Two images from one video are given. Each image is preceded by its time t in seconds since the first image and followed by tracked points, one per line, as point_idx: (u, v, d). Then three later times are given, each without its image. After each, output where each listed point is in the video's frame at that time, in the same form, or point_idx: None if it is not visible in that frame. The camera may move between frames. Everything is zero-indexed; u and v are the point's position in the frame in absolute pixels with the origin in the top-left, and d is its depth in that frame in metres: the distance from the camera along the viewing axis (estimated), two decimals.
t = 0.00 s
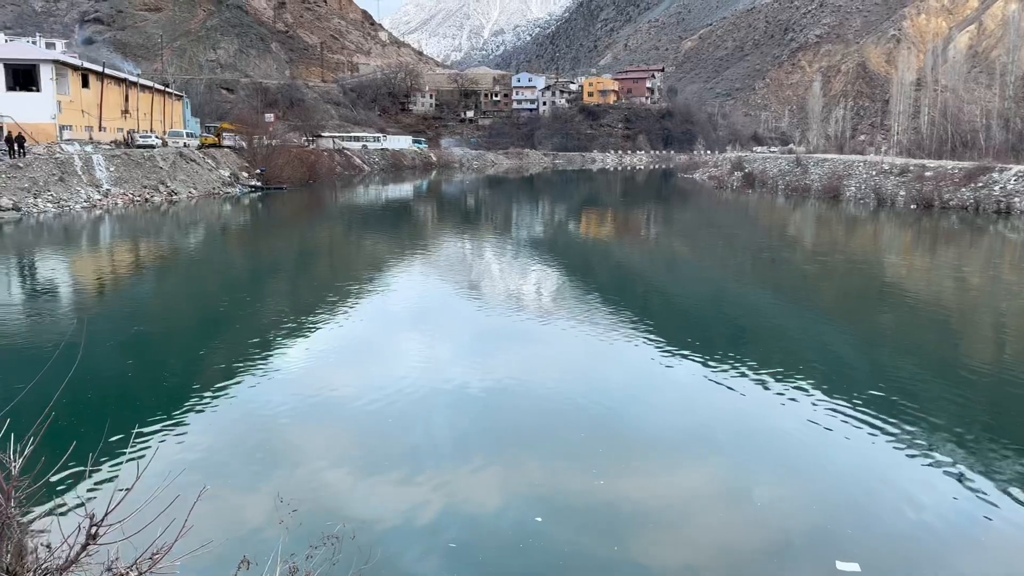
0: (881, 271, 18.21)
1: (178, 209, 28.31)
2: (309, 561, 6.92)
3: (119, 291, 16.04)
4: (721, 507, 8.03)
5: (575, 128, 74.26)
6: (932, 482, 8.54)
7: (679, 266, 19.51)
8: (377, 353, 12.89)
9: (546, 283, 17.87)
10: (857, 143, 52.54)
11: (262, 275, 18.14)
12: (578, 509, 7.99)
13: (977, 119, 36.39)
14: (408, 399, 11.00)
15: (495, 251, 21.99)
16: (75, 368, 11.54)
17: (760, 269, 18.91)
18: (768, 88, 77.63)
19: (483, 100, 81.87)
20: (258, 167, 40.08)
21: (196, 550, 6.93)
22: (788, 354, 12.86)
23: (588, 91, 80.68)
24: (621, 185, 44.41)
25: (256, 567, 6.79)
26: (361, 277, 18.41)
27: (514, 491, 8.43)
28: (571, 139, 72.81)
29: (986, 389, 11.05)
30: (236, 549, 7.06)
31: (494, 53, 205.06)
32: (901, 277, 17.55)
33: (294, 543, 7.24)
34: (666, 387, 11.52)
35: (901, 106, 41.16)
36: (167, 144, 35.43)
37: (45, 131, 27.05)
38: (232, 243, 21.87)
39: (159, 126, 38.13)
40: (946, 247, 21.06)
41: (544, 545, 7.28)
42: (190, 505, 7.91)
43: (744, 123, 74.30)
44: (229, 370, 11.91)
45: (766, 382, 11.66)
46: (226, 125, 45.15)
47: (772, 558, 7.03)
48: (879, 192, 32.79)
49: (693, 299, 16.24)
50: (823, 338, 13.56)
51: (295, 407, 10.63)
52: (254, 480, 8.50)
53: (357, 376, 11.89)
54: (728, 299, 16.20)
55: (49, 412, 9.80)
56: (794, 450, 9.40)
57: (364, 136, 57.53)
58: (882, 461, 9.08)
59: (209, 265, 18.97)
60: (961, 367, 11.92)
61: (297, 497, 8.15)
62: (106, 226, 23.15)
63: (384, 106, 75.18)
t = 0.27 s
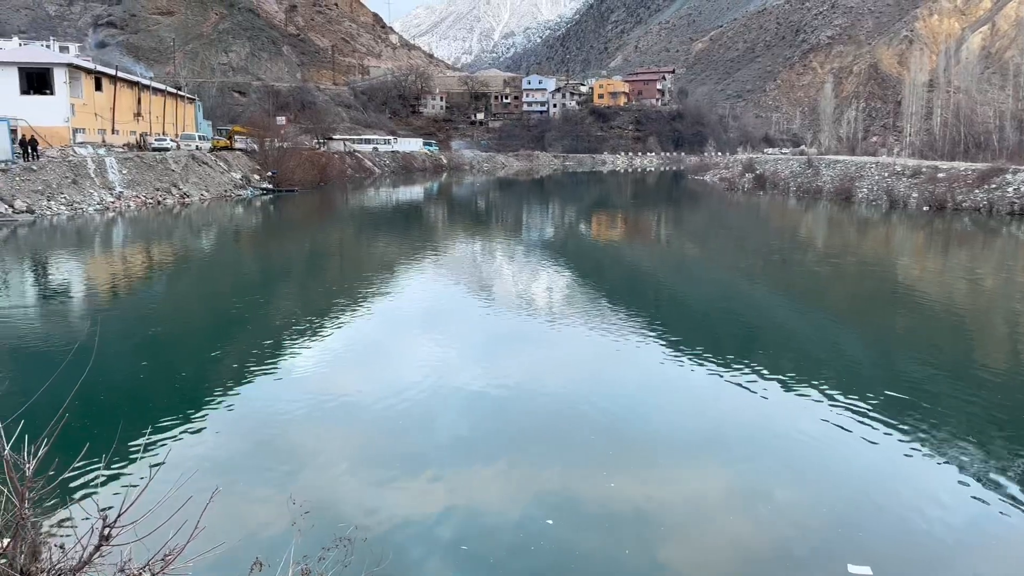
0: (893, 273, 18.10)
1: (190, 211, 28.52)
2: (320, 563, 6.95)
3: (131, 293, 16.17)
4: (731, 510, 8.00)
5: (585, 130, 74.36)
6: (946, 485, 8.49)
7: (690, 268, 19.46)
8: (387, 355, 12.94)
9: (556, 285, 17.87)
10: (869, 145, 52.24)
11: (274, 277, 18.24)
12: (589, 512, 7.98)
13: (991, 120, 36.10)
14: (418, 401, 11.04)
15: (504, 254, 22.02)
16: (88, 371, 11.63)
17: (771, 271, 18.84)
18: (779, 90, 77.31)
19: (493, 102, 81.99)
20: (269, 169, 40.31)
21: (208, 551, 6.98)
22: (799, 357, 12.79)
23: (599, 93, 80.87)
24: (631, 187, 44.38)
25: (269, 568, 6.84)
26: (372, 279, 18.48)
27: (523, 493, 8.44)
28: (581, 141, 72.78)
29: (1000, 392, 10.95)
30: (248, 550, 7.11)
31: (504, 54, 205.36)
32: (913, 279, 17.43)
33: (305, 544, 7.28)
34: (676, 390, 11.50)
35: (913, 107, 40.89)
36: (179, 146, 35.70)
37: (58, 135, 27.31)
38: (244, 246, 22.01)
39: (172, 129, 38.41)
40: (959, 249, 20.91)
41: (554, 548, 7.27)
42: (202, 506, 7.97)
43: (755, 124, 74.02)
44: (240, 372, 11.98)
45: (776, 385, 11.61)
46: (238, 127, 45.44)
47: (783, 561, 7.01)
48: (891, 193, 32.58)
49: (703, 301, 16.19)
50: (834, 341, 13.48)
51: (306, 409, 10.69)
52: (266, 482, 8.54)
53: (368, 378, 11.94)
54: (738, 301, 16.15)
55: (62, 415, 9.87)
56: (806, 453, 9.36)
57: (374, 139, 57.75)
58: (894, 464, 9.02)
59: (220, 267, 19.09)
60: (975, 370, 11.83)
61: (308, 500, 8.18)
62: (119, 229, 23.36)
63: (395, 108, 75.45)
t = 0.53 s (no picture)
0: (900, 274, 18.03)
1: (196, 213, 28.65)
2: (327, 564, 6.96)
3: (138, 295, 16.24)
4: (738, 512, 7.98)
5: (591, 131, 74.78)
6: (954, 488, 8.44)
7: (696, 269, 19.43)
8: (393, 356, 12.96)
9: (561, 287, 17.87)
10: (875, 146, 52.09)
11: (280, 279, 18.30)
12: (595, 514, 7.96)
13: (998, 121, 35.97)
14: (424, 402, 11.05)
15: (510, 255, 22.03)
16: (95, 372, 11.70)
17: (778, 273, 18.79)
18: (785, 91, 77.16)
19: (499, 104, 82.07)
20: (275, 171, 40.44)
21: (215, 552, 7.00)
22: (806, 358, 12.76)
23: (604, 94, 81.67)
24: (637, 188, 44.38)
25: (277, 569, 6.85)
26: (377, 281, 18.51)
27: (529, 495, 8.43)
28: (587, 143, 72.78)
29: (1007, 393, 10.92)
30: (255, 551, 7.13)
31: (510, 56, 205.74)
32: (920, 280, 17.37)
33: (312, 546, 7.30)
34: (682, 391, 11.48)
35: (920, 108, 40.76)
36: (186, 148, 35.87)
37: (66, 137, 27.43)
38: (250, 247, 22.07)
39: (179, 131, 38.59)
40: (966, 250, 20.85)
41: (560, 549, 7.28)
42: (209, 508, 8.00)
43: (761, 125, 73.90)
44: (247, 374, 12.01)
45: (783, 387, 11.57)
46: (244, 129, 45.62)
47: (790, 564, 6.98)
48: (898, 194, 32.47)
49: (708, 303, 16.16)
50: (841, 342, 13.44)
51: (312, 410, 10.71)
52: (272, 483, 8.56)
53: (374, 379, 11.96)
54: (744, 302, 16.11)
55: (70, 416, 9.94)
56: (813, 455, 9.32)
57: (380, 141, 57.88)
58: (902, 466, 8.98)
59: (227, 269, 19.15)
60: (982, 371, 11.78)
61: (315, 501, 8.20)
62: (126, 231, 23.49)
63: (400, 110, 75.61)
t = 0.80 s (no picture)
0: (902, 275, 18.01)
1: (198, 215, 28.68)
2: (329, 565, 6.98)
3: (140, 296, 16.27)
4: (739, 513, 7.99)
5: (592, 132, 74.76)
6: (956, 488, 8.44)
7: (698, 270, 19.40)
8: (395, 357, 12.97)
9: (563, 288, 17.88)
10: (877, 146, 52.02)
11: (282, 281, 18.30)
12: (597, 514, 7.97)
13: (1000, 121, 35.91)
14: (427, 403, 11.07)
15: (512, 256, 22.04)
16: (98, 374, 11.70)
17: (780, 273, 18.75)
18: (787, 91, 77.12)
19: (500, 105, 82.11)
20: (277, 173, 40.48)
21: (218, 553, 7.03)
22: (809, 359, 12.74)
23: (606, 95, 81.74)
24: (639, 189, 44.38)
25: (279, 570, 6.87)
26: (379, 282, 18.53)
27: (531, 495, 8.44)
28: (588, 144, 72.80)
29: (1010, 394, 10.90)
30: (257, 552, 7.15)
31: (512, 58, 205.95)
32: (923, 281, 17.33)
33: (315, 546, 7.31)
34: (684, 392, 11.48)
35: (922, 108, 40.72)
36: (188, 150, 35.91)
37: (68, 139, 27.45)
38: (252, 249, 22.08)
39: (181, 133, 38.64)
40: (968, 250, 20.81)
41: (562, 551, 7.27)
42: (211, 510, 7.99)
43: (763, 126, 73.86)
44: (249, 375, 12.04)
45: (784, 387, 11.57)
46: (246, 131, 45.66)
47: (791, 563, 6.99)
48: (900, 195, 32.44)
49: (710, 303, 16.16)
50: (842, 342, 13.44)
51: (314, 411, 10.73)
52: (274, 484, 8.59)
53: (376, 380, 11.98)
54: (746, 303, 16.12)
55: (73, 417, 9.96)
56: (815, 455, 9.32)
57: (382, 142, 57.91)
58: (904, 466, 8.97)
59: (229, 270, 19.19)
60: (984, 371, 11.78)
61: (317, 501, 8.22)
62: (129, 232, 23.51)
63: (402, 111, 75.65)
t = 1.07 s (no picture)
0: (900, 275, 18.04)
1: (196, 216, 28.67)
2: (327, 567, 6.96)
3: (139, 298, 16.26)
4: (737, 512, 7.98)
5: (590, 132, 74.82)
6: (953, 488, 8.43)
7: (697, 270, 19.41)
8: (394, 358, 12.96)
9: (562, 288, 17.88)
10: (874, 146, 52.11)
11: (281, 282, 18.27)
12: (595, 515, 7.97)
13: (997, 121, 35.96)
14: (425, 404, 11.05)
15: (510, 257, 22.04)
16: (96, 375, 11.70)
17: (779, 273, 18.76)
18: (784, 91, 77.23)
19: (498, 105, 82.14)
20: (275, 174, 40.45)
21: (216, 556, 7.01)
22: (807, 359, 12.76)
23: (604, 95, 81.76)
24: (637, 190, 44.40)
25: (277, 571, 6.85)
26: (378, 283, 18.52)
27: (529, 496, 8.43)
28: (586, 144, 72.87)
29: (1009, 393, 10.92)
30: (253, 554, 7.13)
31: (509, 58, 206.18)
32: (921, 280, 17.35)
33: (313, 548, 7.29)
34: (681, 392, 11.48)
35: (919, 108, 40.78)
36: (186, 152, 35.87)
37: (66, 140, 27.42)
38: (250, 250, 22.06)
39: (178, 135, 38.59)
40: (966, 250, 20.84)
41: (563, 550, 7.28)
42: (211, 511, 7.99)
43: (761, 126, 73.96)
44: (247, 376, 12.01)
45: (782, 387, 11.58)
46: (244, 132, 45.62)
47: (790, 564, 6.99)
48: (898, 195, 32.49)
49: (708, 304, 16.18)
50: (840, 342, 13.46)
51: (313, 413, 10.71)
52: (272, 485, 8.57)
53: (374, 381, 11.96)
54: (743, 303, 16.14)
55: (71, 420, 9.94)
56: (812, 455, 9.32)
57: (379, 143, 57.89)
58: (902, 466, 8.97)
59: (227, 271, 19.17)
60: (983, 370, 11.81)
61: (315, 503, 8.21)
62: (126, 234, 23.47)
63: (400, 112, 75.63)
